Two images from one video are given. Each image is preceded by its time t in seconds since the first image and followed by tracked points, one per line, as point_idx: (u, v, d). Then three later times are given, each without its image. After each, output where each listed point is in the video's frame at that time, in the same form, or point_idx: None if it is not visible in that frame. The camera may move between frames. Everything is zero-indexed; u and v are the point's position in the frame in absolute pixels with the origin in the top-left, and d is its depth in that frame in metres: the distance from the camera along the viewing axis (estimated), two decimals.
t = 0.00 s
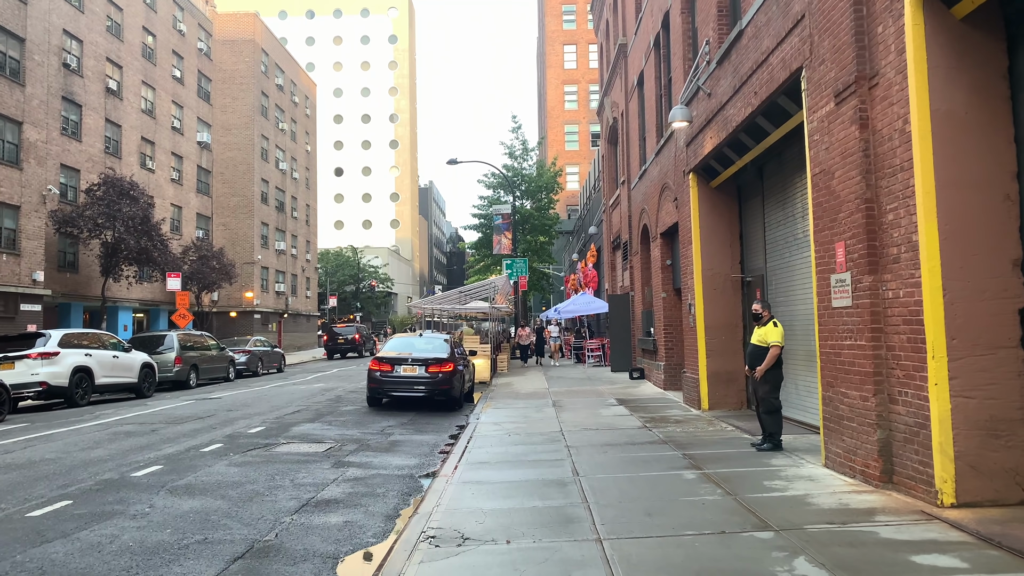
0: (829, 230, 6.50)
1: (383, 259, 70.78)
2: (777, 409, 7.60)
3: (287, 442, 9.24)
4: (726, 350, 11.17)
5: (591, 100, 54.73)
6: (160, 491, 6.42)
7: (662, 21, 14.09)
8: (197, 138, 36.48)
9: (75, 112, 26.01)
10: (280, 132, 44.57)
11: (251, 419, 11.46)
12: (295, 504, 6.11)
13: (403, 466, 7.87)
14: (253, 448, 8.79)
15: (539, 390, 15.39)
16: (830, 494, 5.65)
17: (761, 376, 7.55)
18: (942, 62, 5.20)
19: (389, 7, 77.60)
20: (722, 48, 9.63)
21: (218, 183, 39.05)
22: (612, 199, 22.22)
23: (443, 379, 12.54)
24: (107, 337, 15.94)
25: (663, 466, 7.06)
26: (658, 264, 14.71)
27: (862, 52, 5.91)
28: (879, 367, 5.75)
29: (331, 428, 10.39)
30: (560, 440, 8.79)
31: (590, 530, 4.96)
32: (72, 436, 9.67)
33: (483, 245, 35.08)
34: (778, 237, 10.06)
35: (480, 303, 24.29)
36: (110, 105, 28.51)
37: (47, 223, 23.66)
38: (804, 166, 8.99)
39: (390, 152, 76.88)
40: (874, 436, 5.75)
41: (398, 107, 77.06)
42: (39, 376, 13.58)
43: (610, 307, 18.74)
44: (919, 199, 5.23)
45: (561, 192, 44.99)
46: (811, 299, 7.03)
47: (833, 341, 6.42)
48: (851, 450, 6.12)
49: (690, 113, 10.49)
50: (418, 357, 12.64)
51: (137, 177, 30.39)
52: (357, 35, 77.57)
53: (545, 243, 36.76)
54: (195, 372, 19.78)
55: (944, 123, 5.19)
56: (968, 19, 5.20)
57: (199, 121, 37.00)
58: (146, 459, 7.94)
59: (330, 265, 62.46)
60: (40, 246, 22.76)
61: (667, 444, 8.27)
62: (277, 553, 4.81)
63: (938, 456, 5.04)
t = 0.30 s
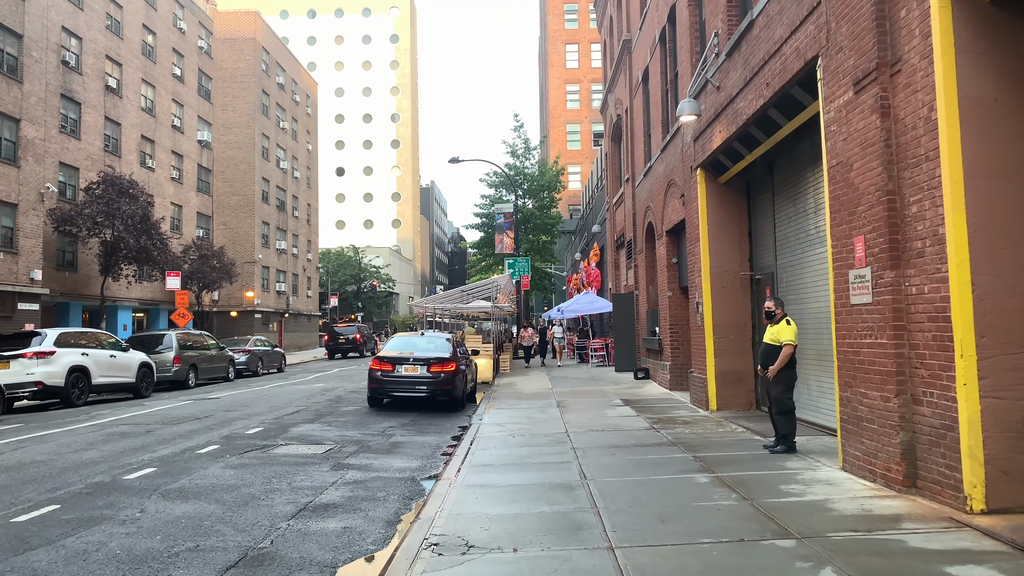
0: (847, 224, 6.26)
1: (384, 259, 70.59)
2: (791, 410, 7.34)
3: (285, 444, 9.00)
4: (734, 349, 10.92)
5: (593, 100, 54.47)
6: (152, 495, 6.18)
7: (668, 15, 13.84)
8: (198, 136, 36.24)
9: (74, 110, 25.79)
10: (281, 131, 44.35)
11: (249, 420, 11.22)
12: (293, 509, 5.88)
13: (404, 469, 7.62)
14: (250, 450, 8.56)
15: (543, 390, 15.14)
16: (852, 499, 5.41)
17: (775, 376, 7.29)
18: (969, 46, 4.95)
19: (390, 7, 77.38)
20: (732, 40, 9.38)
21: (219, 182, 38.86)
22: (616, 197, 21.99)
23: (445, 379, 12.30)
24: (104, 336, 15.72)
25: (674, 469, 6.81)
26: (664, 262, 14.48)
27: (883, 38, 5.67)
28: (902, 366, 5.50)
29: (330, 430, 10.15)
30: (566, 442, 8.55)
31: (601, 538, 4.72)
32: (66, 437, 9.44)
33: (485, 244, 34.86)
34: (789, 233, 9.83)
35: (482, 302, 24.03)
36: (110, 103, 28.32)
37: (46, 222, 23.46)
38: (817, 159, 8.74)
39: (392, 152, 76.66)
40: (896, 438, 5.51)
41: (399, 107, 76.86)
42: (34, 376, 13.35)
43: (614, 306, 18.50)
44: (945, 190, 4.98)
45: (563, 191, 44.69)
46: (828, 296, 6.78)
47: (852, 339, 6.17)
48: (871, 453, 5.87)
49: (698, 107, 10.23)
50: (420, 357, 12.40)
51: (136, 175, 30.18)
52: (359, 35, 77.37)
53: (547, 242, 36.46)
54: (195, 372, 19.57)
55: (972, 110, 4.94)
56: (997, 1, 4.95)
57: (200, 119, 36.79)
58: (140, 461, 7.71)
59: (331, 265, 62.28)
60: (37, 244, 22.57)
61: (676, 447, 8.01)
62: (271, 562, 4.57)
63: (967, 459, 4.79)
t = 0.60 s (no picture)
0: (866, 222, 6.02)
1: (384, 259, 70.37)
2: (804, 414, 7.09)
3: (283, 448, 8.76)
4: (742, 351, 10.68)
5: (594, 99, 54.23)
6: (143, 504, 5.94)
7: (673, 9, 13.60)
8: (196, 135, 36.00)
9: (71, 108, 25.58)
10: (281, 130, 44.11)
11: (247, 423, 10.98)
12: (289, 519, 5.63)
13: (405, 475, 7.38)
14: (246, 455, 8.31)
15: (545, 391, 14.90)
16: (874, 510, 5.17)
17: (787, 379, 7.05)
18: (999, 34, 4.71)
19: (390, 6, 77.13)
20: (741, 34, 9.16)
21: (218, 181, 38.63)
22: (619, 196, 21.75)
23: (446, 380, 12.07)
24: (100, 337, 15.48)
25: (685, 476, 6.57)
26: (668, 262, 14.25)
27: (906, 27, 5.42)
28: (925, 370, 5.26)
29: (329, 433, 9.91)
30: (571, 446, 8.31)
31: (612, 552, 4.47)
32: (58, 441, 9.20)
33: (486, 243, 34.62)
34: (799, 231, 9.59)
35: (484, 302, 23.81)
36: (108, 101, 28.09)
37: (42, 221, 23.22)
38: (830, 155, 8.51)
39: (392, 151, 76.43)
40: (920, 445, 5.26)
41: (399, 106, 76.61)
42: (28, 377, 13.11)
43: (617, 306, 18.26)
44: (974, 185, 4.74)
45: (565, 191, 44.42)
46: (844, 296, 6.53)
47: (871, 341, 5.93)
48: (892, 460, 5.63)
49: (706, 102, 9.99)
50: (421, 358, 12.16)
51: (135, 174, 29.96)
52: (359, 34, 77.11)
53: (549, 242, 36.22)
54: (193, 373, 19.33)
55: (1002, 102, 4.70)
56: None
57: (199, 118, 36.56)
58: (132, 467, 7.47)
59: (331, 265, 62.06)
60: (34, 243, 22.34)
61: (685, 452, 7.76)
62: None
63: (997, 469, 4.55)
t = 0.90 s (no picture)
0: (883, 217, 5.78)
1: (384, 259, 70.15)
2: (816, 416, 6.85)
3: (278, 451, 8.53)
4: (748, 351, 10.45)
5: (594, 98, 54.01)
6: (130, 510, 5.70)
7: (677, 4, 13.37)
8: (194, 134, 35.76)
9: (68, 106, 25.35)
10: (279, 129, 43.86)
11: (242, 425, 10.74)
12: (281, 527, 5.38)
13: (402, 480, 7.14)
14: (240, 458, 8.07)
15: (546, 392, 14.67)
16: (893, 517, 4.94)
17: (798, 380, 6.83)
18: None
19: (390, 5, 76.90)
20: (749, 25, 8.92)
21: (217, 180, 38.40)
22: (620, 195, 21.52)
23: (446, 381, 11.83)
24: (94, 337, 15.23)
25: (693, 481, 6.33)
26: (672, 261, 14.03)
27: (926, 12, 5.18)
28: (947, 372, 5.03)
29: (326, 435, 9.67)
30: (574, 449, 8.07)
31: (621, 563, 4.23)
32: (47, 443, 8.96)
33: (485, 242, 34.39)
34: (808, 229, 9.36)
35: (484, 302, 23.58)
36: (105, 99, 27.85)
37: (37, 220, 22.98)
38: (841, 150, 8.28)
39: (391, 150, 76.19)
40: (942, 450, 5.03)
41: (398, 105, 76.36)
42: (20, 378, 12.85)
43: (618, 306, 18.05)
44: (1001, 179, 4.51)
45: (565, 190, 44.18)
46: (858, 294, 6.29)
47: (888, 340, 5.70)
48: (912, 465, 5.39)
49: (712, 96, 9.75)
50: (420, 358, 11.92)
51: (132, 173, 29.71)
52: (358, 33, 76.87)
53: (549, 241, 35.99)
54: (189, 373, 19.09)
55: None
56: None
57: (197, 116, 36.31)
58: (122, 470, 7.22)
59: (330, 264, 61.86)
60: (28, 242, 22.09)
61: (692, 455, 7.52)
62: None
63: None
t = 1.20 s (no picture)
0: (903, 213, 5.52)
1: (385, 258, 69.94)
2: (831, 421, 6.58)
3: (274, 455, 8.28)
4: (757, 353, 10.19)
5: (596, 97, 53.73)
6: (116, 520, 5.45)
7: None
8: (194, 132, 35.55)
9: (66, 104, 25.13)
10: (280, 128, 43.63)
11: (239, 428, 10.50)
12: (273, 539, 5.13)
13: (402, 486, 6.89)
14: (234, 463, 7.82)
15: (549, 394, 14.42)
16: (919, 530, 4.67)
17: (813, 384, 6.57)
18: None
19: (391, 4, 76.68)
20: (759, 17, 8.65)
21: (217, 179, 38.19)
22: (624, 193, 21.27)
23: (447, 383, 11.58)
24: (90, 337, 15.01)
25: (704, 490, 6.07)
26: (677, 260, 13.78)
27: None
28: (974, 377, 4.78)
29: (323, 439, 9.42)
30: (580, 454, 7.82)
31: None
32: (37, 447, 8.72)
33: (487, 242, 34.14)
34: (819, 227, 9.09)
35: (486, 302, 23.32)
36: (104, 97, 27.64)
37: (35, 219, 22.76)
38: (854, 146, 8.03)
39: (392, 150, 75.94)
40: (969, 459, 4.78)
41: (400, 105, 76.14)
42: (13, 380, 12.61)
43: (622, 306, 17.80)
44: None
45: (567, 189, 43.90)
46: (876, 294, 6.03)
47: (909, 343, 5.44)
48: (936, 474, 5.13)
49: (720, 91, 9.49)
50: (420, 360, 11.67)
51: (131, 172, 29.49)
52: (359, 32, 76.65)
53: (551, 241, 35.73)
54: (187, 374, 18.86)
55: None
56: None
57: (197, 115, 36.11)
58: (110, 477, 6.97)
59: (331, 264, 61.64)
60: (25, 241, 21.88)
61: (701, 461, 7.26)
62: None
63: None
